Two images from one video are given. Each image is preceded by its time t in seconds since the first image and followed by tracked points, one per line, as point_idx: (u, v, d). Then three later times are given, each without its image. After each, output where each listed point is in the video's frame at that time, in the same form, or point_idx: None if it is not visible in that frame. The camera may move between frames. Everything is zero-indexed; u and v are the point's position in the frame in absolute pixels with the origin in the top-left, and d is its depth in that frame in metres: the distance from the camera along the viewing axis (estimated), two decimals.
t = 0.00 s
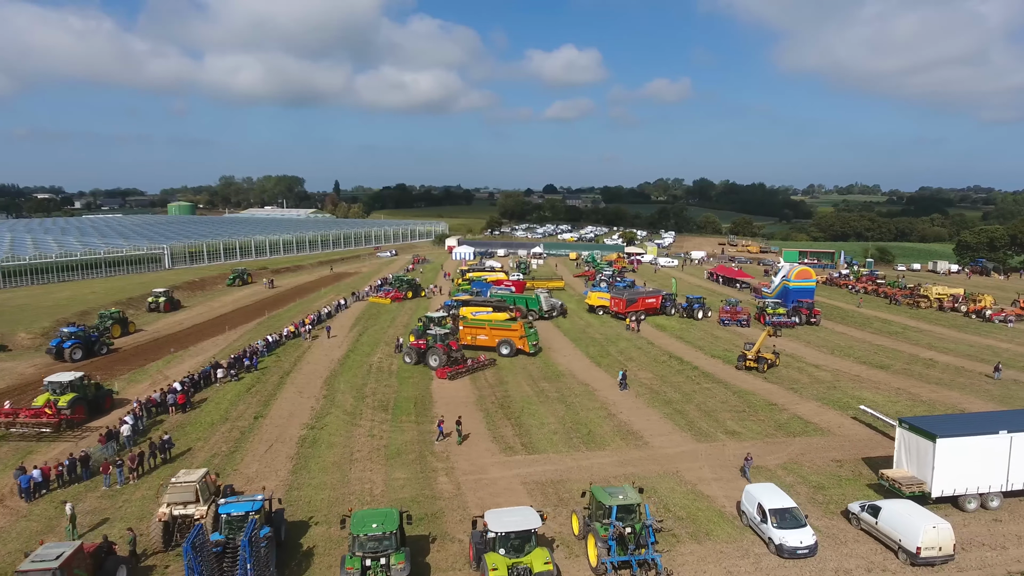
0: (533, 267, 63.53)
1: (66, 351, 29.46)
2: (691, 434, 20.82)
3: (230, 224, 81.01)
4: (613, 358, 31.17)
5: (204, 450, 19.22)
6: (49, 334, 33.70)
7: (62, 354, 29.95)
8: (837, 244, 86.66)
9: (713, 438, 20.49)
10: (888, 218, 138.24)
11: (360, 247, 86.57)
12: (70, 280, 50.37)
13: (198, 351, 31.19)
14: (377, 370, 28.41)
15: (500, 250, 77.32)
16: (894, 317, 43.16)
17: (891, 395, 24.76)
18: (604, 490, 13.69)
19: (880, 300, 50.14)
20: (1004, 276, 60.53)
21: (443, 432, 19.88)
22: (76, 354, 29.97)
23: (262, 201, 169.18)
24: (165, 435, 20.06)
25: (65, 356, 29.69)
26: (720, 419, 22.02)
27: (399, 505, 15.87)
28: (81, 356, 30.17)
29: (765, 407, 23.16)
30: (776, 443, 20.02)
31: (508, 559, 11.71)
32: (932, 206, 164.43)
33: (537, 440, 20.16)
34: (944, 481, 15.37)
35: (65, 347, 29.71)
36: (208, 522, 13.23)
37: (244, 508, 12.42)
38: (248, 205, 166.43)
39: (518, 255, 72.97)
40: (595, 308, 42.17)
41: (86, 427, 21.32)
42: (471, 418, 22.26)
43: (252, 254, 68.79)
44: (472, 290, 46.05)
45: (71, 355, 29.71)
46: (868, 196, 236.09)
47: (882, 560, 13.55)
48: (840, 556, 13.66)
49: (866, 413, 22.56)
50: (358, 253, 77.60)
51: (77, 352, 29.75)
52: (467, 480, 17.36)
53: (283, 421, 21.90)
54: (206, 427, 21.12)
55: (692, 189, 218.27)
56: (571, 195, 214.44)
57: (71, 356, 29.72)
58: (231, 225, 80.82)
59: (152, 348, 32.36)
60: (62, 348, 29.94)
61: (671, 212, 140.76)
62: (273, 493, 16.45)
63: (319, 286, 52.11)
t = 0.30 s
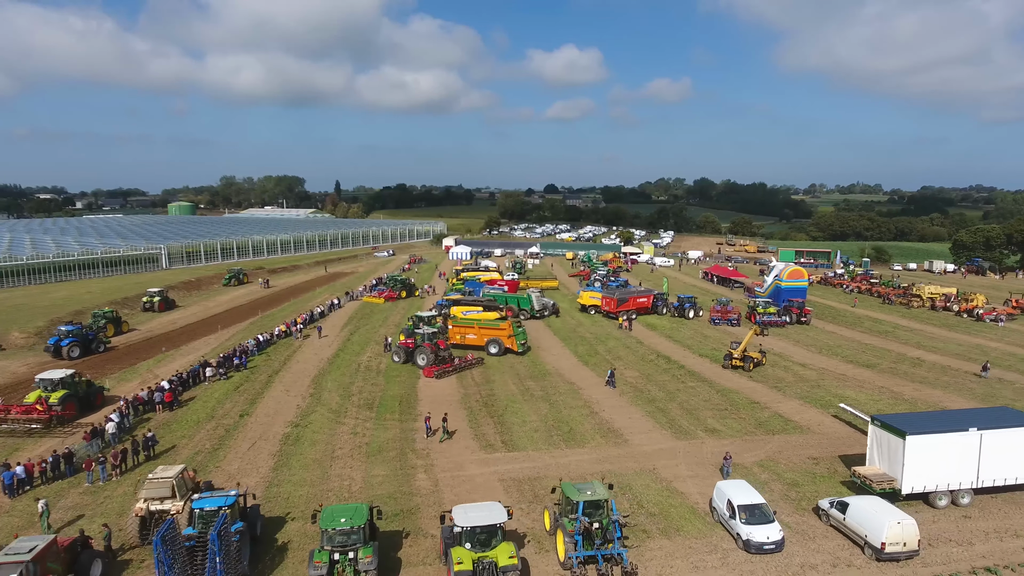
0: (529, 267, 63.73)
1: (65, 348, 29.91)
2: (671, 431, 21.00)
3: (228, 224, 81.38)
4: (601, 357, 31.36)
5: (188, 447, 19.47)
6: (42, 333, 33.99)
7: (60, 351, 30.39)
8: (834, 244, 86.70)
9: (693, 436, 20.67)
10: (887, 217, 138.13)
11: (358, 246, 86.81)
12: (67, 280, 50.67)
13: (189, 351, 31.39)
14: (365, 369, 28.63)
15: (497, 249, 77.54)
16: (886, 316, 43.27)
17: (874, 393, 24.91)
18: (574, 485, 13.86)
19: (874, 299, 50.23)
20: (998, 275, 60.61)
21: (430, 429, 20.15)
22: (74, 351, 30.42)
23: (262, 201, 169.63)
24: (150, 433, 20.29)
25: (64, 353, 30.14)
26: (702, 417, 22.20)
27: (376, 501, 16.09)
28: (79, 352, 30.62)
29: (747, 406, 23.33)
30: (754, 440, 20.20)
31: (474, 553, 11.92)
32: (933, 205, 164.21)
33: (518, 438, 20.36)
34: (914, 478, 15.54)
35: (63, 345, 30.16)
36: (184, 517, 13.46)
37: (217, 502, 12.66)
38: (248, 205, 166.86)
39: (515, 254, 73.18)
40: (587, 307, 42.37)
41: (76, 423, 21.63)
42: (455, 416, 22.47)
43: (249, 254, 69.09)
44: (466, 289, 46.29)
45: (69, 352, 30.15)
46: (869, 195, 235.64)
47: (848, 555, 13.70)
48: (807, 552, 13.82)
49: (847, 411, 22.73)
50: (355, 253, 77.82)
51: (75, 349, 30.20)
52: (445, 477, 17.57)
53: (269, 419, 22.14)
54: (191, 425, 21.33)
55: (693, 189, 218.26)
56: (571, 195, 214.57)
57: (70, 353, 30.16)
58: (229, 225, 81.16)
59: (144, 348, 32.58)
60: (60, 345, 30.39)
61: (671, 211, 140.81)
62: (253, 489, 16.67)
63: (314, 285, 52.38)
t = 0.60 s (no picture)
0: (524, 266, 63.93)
1: (63, 347, 30.47)
2: (651, 429, 21.19)
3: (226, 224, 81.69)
4: (589, 356, 31.54)
5: (172, 445, 19.71)
6: (35, 334, 34.25)
7: (58, 349, 30.92)
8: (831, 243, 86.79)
9: (673, 434, 20.82)
10: (887, 218, 138.16)
11: (355, 246, 87.09)
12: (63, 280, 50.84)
13: (179, 350, 31.55)
14: (353, 368, 28.84)
15: (493, 249, 77.74)
16: (877, 315, 43.41)
17: (857, 392, 25.07)
18: (544, 482, 14.08)
19: (866, 299, 50.33)
20: (992, 275, 60.76)
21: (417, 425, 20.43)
22: (72, 349, 30.98)
23: (262, 201, 169.96)
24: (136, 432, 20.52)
25: (62, 352, 30.69)
26: (683, 415, 22.39)
27: (354, 497, 16.30)
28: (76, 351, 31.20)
29: (729, 404, 23.50)
30: (733, 438, 20.36)
31: (441, 547, 12.11)
32: (932, 205, 164.13)
33: (499, 436, 20.55)
34: (884, 475, 15.70)
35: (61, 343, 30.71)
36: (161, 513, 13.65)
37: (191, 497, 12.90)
38: (248, 206, 167.18)
39: (511, 254, 73.34)
40: (578, 306, 42.55)
41: (67, 419, 22.10)
42: (438, 414, 22.66)
43: (246, 254, 69.40)
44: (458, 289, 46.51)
45: (67, 350, 30.70)
46: (869, 195, 235.46)
47: (815, 551, 13.86)
48: (775, 547, 13.98)
49: (827, 410, 22.90)
50: (352, 253, 78.03)
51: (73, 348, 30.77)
52: (424, 473, 17.78)
53: (253, 417, 22.34)
54: (176, 424, 21.54)
55: (692, 189, 218.34)
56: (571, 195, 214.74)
57: (67, 351, 30.71)
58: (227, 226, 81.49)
59: (135, 347, 32.75)
60: (58, 343, 30.94)
61: (669, 211, 140.91)
62: (233, 486, 16.87)
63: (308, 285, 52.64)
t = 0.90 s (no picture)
0: (519, 266, 64.12)
1: (59, 345, 31.29)
2: (631, 427, 21.39)
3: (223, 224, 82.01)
4: (576, 355, 31.74)
5: (156, 442, 19.94)
6: (27, 333, 34.54)
7: (55, 346, 31.75)
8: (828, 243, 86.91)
9: (652, 431, 21.02)
10: (885, 217, 138.10)
11: (352, 246, 87.33)
12: (59, 280, 51.08)
13: (169, 349, 31.76)
14: (341, 366, 29.07)
15: (490, 249, 77.92)
16: (868, 314, 43.58)
17: (839, 390, 25.24)
18: (515, 477, 14.24)
19: (858, 298, 50.49)
20: (986, 274, 60.89)
21: (405, 422, 20.73)
22: (69, 346, 31.80)
23: (262, 201, 170.36)
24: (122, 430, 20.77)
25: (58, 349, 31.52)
26: (664, 414, 22.57)
27: (331, 493, 16.51)
28: (73, 347, 32.06)
29: (711, 402, 23.70)
30: (712, 436, 20.55)
31: (409, 541, 12.33)
32: (931, 205, 164.04)
33: (480, 434, 20.75)
34: (855, 471, 15.85)
35: (58, 340, 31.49)
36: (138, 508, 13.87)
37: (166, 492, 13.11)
38: (248, 206, 167.54)
39: (507, 254, 73.55)
40: (570, 306, 42.75)
41: (58, 415, 22.44)
42: (421, 412, 22.89)
43: (242, 254, 69.67)
44: (451, 288, 46.74)
45: (64, 347, 31.58)
46: (869, 195, 235.32)
47: (782, 546, 14.03)
48: (742, 543, 14.17)
49: (807, 408, 23.09)
50: (349, 253, 78.23)
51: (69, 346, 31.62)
52: (403, 470, 17.99)
53: (239, 415, 22.57)
54: (162, 422, 21.78)
55: (692, 189, 218.41)
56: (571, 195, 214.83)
57: (64, 349, 31.58)
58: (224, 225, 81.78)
59: (127, 347, 32.96)
60: (55, 340, 31.76)
61: (668, 211, 141.03)
62: (213, 482, 17.08)
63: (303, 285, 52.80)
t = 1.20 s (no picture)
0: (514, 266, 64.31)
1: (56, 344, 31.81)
2: (611, 425, 21.59)
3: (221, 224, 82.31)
4: (564, 354, 31.94)
5: (140, 440, 20.17)
6: (20, 332, 34.79)
7: (52, 345, 32.28)
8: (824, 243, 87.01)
9: (632, 429, 21.20)
10: (884, 217, 138.12)
11: (349, 246, 87.55)
12: (55, 279, 51.35)
13: (160, 348, 31.95)
14: (330, 365, 29.28)
15: (486, 249, 78.09)
16: (859, 313, 43.74)
17: (822, 389, 25.41)
18: (487, 473, 14.41)
19: (850, 297, 50.65)
20: (980, 273, 61.00)
21: (392, 418, 21.01)
22: (66, 343, 32.35)
23: (262, 201, 170.74)
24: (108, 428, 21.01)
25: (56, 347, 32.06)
26: (645, 412, 22.77)
27: (309, 489, 16.72)
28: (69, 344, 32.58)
29: (693, 400, 23.89)
30: (690, 434, 20.74)
31: (378, 536, 12.52)
32: (930, 204, 164.01)
33: (462, 431, 20.96)
34: (826, 468, 16.02)
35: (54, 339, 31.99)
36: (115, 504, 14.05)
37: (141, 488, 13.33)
38: (248, 206, 167.91)
39: (503, 254, 73.75)
40: (561, 305, 42.92)
41: (48, 412, 22.70)
42: (405, 410, 23.11)
43: (238, 254, 69.92)
44: (444, 288, 46.95)
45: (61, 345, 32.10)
46: (868, 194, 235.37)
47: (750, 541, 14.22)
48: (710, 538, 14.35)
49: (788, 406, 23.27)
50: (345, 253, 78.44)
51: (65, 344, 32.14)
52: (382, 467, 18.20)
53: (224, 413, 22.78)
54: (148, 419, 22.00)
55: (692, 188, 218.54)
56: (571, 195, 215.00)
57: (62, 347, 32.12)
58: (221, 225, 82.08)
59: (118, 346, 33.14)
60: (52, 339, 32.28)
61: (667, 211, 141.18)
62: (193, 479, 17.29)
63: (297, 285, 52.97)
